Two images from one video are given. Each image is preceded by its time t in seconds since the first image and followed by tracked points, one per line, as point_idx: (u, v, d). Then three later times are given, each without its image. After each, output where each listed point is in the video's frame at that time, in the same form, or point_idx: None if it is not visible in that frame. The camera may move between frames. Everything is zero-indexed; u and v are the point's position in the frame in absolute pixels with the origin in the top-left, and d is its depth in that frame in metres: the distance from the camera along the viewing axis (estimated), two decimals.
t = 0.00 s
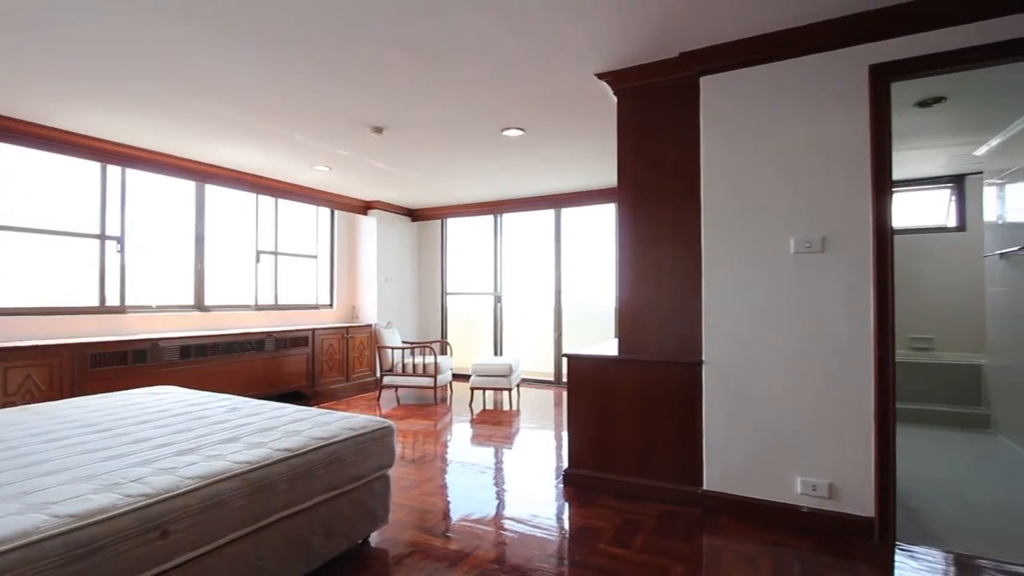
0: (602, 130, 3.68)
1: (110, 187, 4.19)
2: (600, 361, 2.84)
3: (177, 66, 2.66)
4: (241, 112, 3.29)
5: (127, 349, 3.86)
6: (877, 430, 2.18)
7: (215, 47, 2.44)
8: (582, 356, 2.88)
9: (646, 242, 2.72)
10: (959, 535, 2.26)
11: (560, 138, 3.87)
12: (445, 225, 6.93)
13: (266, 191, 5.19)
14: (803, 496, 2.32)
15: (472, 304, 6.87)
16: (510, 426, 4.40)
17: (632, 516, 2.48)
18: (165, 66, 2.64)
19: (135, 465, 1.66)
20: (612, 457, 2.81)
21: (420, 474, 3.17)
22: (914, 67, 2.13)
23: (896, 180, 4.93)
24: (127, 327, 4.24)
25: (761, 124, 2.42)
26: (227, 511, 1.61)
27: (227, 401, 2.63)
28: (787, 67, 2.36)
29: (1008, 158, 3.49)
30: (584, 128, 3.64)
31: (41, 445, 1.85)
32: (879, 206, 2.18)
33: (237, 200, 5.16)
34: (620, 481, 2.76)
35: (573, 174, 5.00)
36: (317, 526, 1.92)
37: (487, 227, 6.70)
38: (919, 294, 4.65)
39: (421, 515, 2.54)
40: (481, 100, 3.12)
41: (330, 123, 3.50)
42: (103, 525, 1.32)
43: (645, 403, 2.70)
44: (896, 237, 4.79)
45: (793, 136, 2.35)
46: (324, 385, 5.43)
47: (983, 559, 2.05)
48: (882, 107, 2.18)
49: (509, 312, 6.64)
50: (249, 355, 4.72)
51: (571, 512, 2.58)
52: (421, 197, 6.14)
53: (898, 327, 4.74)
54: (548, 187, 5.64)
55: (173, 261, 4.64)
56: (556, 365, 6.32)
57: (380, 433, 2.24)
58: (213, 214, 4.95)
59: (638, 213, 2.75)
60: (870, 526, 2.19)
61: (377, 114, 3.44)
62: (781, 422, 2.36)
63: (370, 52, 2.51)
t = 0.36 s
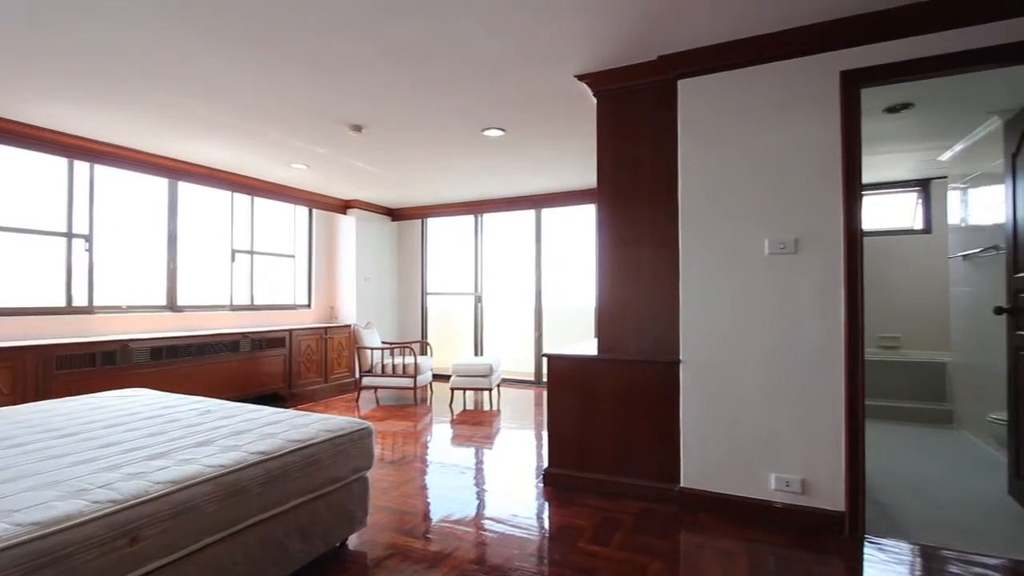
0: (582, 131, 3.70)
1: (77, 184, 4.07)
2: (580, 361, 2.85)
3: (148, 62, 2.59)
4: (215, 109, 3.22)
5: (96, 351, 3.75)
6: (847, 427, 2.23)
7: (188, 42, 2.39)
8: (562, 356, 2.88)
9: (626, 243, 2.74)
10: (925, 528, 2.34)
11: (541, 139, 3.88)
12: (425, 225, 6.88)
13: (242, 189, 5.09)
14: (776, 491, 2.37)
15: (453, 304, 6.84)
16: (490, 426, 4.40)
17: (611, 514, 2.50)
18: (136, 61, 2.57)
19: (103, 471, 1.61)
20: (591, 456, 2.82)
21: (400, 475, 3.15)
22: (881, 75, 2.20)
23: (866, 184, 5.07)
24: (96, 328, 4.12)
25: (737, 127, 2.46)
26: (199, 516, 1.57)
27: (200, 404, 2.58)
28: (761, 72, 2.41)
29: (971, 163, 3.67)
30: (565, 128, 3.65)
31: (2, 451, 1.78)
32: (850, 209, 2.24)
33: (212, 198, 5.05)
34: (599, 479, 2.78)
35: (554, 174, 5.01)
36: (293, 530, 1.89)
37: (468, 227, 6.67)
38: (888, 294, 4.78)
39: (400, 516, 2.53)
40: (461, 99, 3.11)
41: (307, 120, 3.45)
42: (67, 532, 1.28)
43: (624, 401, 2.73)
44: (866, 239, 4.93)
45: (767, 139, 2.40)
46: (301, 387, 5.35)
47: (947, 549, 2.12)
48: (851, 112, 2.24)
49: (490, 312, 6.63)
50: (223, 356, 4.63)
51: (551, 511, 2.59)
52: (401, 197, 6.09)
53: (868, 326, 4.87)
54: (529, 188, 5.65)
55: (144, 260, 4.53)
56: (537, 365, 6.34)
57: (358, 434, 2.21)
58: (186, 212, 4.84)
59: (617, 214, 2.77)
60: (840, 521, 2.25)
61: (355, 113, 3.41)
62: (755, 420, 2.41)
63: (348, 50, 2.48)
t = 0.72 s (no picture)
0: (560, 131, 3.71)
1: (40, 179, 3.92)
2: (558, 361, 2.86)
3: (115, 54, 2.51)
4: (186, 104, 3.14)
5: (60, 354, 3.62)
6: (817, 424, 2.29)
7: (158, 36, 2.33)
8: (541, 356, 2.89)
9: (604, 243, 2.76)
10: (891, 520, 2.41)
11: (519, 139, 3.88)
12: (404, 224, 6.83)
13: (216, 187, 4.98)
14: (750, 487, 2.42)
15: (432, 304, 6.80)
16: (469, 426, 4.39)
17: (589, 513, 2.52)
18: (102, 53, 2.50)
19: (67, 477, 1.56)
20: (569, 455, 2.84)
21: (377, 477, 3.12)
22: (850, 80, 2.26)
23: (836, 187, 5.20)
24: (59, 330, 3.98)
25: (712, 129, 2.50)
26: (169, 522, 1.53)
27: (170, 407, 2.51)
28: (735, 76, 2.46)
29: (933, 168, 3.81)
30: (543, 129, 3.66)
31: None
32: (820, 211, 2.30)
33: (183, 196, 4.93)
34: (578, 478, 2.79)
35: (532, 175, 5.02)
36: (267, 535, 1.86)
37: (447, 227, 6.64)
38: (856, 294, 4.92)
39: (378, 519, 2.50)
40: (439, 98, 3.09)
41: (282, 117, 3.39)
42: (29, 541, 1.24)
43: (602, 401, 2.75)
44: (835, 241, 5.06)
45: (741, 142, 2.44)
46: (276, 388, 5.25)
47: (911, 540, 2.19)
48: (821, 116, 2.30)
49: (469, 312, 6.62)
50: (195, 358, 4.53)
51: (530, 510, 2.59)
52: (379, 196, 6.03)
53: (837, 325, 5.01)
54: (508, 188, 5.65)
55: (111, 259, 4.40)
56: (515, 365, 6.35)
57: (335, 437, 2.19)
58: (156, 210, 4.71)
59: (595, 214, 2.79)
60: (810, 515, 2.31)
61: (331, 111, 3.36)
62: (730, 417, 2.45)
63: (324, 47, 2.45)
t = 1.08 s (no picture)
0: (542, 131, 3.72)
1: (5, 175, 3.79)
2: (540, 361, 2.86)
3: (84, 47, 2.44)
4: (159, 99, 3.07)
5: (26, 355, 3.51)
6: (791, 421, 2.34)
7: (130, 29, 2.27)
8: (522, 356, 2.89)
9: (584, 244, 2.78)
10: (861, 513, 2.48)
11: (500, 139, 3.87)
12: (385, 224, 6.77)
13: (190, 184, 4.87)
14: (726, 484, 2.46)
15: (413, 304, 6.75)
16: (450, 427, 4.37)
17: (569, 512, 2.53)
18: (71, 45, 2.42)
19: (32, 483, 1.51)
20: (550, 455, 2.85)
21: (357, 479, 3.08)
22: (823, 85, 2.32)
23: (811, 189, 5.31)
24: (22, 331, 3.84)
25: (690, 131, 2.54)
26: (140, 528, 1.50)
27: (142, 410, 2.45)
28: (713, 79, 2.49)
29: (903, 171, 3.92)
30: (525, 129, 3.67)
31: None
32: (794, 213, 2.35)
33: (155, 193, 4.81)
34: (559, 478, 2.80)
35: (514, 175, 5.02)
36: (241, 540, 1.82)
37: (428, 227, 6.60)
38: (829, 294, 5.03)
39: (357, 521, 2.48)
40: (420, 97, 3.07)
41: (259, 114, 3.33)
42: None
43: (583, 400, 2.76)
44: (810, 242, 5.17)
45: (719, 144, 2.48)
46: (253, 390, 5.16)
47: (881, 534, 2.25)
48: (796, 120, 2.35)
49: (450, 312, 6.59)
50: (169, 359, 4.43)
51: (510, 510, 2.59)
52: (359, 195, 5.97)
53: (812, 324, 5.12)
54: (490, 188, 5.64)
55: (81, 258, 4.27)
56: (497, 365, 6.35)
57: (312, 439, 2.16)
58: (128, 207, 4.59)
59: (575, 215, 2.81)
60: (784, 510, 2.35)
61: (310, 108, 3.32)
62: (707, 416, 2.49)
63: (302, 44, 2.42)
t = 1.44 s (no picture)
0: (522, 132, 3.73)
1: None
2: (520, 361, 2.87)
3: (51, 39, 2.36)
4: (131, 94, 2.99)
5: None
6: (765, 418, 2.39)
7: (99, 21, 2.21)
8: (502, 356, 2.89)
9: (564, 244, 2.80)
10: (833, 508, 2.54)
11: (481, 139, 3.87)
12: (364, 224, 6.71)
13: (163, 182, 4.75)
14: (704, 481, 2.50)
15: (392, 304, 6.70)
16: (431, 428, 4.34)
17: (549, 511, 2.54)
18: (37, 37, 2.35)
19: None
20: (530, 454, 2.85)
21: (335, 482, 3.05)
22: (796, 90, 2.37)
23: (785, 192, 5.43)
24: None
25: (669, 134, 2.57)
26: (109, 535, 1.46)
27: (111, 413, 2.38)
28: (690, 82, 2.53)
29: (873, 174, 4.03)
30: (505, 129, 3.67)
31: None
32: (769, 214, 2.40)
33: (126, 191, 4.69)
34: (540, 478, 2.81)
35: (494, 175, 5.03)
36: (216, 546, 1.78)
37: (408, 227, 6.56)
38: (803, 294, 5.15)
39: (336, 524, 2.45)
40: (399, 96, 3.05)
41: (235, 111, 3.27)
42: None
43: (563, 400, 2.78)
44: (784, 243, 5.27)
45: (696, 146, 2.52)
46: (229, 392, 5.07)
47: (851, 527, 2.31)
48: (770, 124, 2.40)
49: (430, 313, 6.56)
50: (141, 361, 4.32)
51: (491, 510, 2.59)
52: (338, 194, 5.90)
53: (786, 324, 5.22)
54: (470, 188, 5.63)
55: (47, 257, 4.14)
56: (477, 365, 6.34)
57: (290, 441, 2.13)
58: (96, 205, 4.47)
59: (555, 216, 2.82)
60: (760, 506, 2.40)
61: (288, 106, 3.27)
62: (685, 414, 2.52)
63: (279, 40, 2.38)
